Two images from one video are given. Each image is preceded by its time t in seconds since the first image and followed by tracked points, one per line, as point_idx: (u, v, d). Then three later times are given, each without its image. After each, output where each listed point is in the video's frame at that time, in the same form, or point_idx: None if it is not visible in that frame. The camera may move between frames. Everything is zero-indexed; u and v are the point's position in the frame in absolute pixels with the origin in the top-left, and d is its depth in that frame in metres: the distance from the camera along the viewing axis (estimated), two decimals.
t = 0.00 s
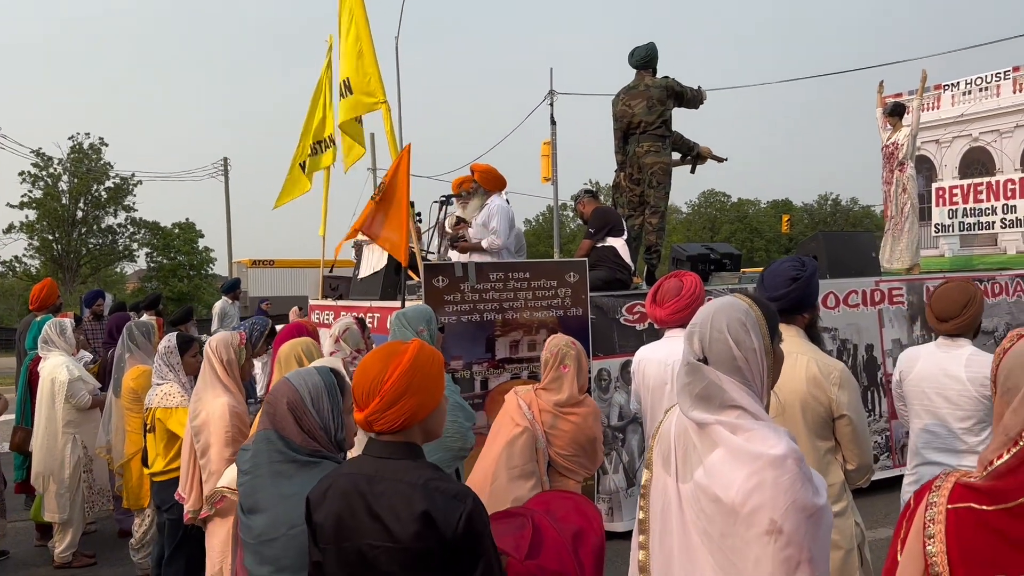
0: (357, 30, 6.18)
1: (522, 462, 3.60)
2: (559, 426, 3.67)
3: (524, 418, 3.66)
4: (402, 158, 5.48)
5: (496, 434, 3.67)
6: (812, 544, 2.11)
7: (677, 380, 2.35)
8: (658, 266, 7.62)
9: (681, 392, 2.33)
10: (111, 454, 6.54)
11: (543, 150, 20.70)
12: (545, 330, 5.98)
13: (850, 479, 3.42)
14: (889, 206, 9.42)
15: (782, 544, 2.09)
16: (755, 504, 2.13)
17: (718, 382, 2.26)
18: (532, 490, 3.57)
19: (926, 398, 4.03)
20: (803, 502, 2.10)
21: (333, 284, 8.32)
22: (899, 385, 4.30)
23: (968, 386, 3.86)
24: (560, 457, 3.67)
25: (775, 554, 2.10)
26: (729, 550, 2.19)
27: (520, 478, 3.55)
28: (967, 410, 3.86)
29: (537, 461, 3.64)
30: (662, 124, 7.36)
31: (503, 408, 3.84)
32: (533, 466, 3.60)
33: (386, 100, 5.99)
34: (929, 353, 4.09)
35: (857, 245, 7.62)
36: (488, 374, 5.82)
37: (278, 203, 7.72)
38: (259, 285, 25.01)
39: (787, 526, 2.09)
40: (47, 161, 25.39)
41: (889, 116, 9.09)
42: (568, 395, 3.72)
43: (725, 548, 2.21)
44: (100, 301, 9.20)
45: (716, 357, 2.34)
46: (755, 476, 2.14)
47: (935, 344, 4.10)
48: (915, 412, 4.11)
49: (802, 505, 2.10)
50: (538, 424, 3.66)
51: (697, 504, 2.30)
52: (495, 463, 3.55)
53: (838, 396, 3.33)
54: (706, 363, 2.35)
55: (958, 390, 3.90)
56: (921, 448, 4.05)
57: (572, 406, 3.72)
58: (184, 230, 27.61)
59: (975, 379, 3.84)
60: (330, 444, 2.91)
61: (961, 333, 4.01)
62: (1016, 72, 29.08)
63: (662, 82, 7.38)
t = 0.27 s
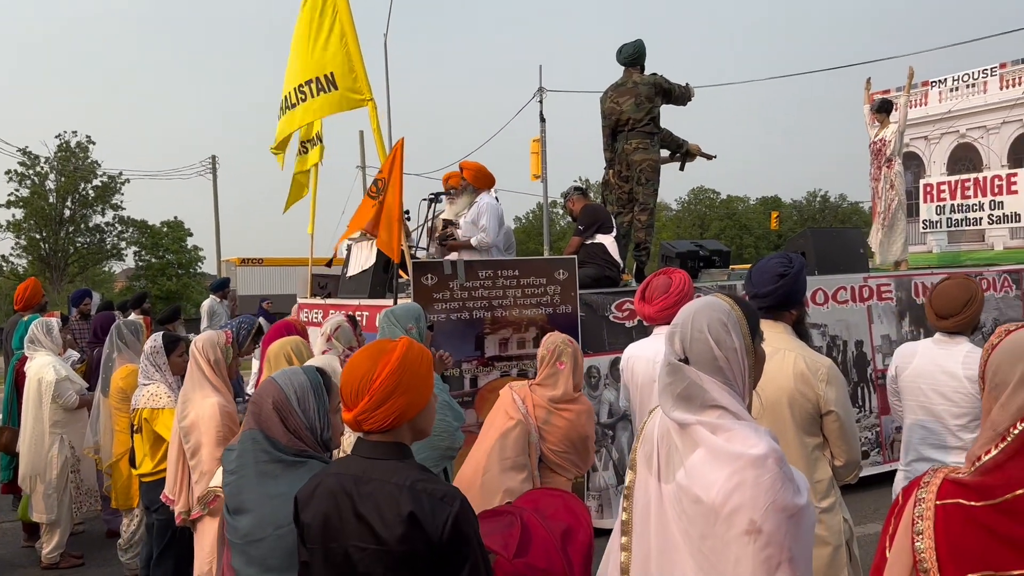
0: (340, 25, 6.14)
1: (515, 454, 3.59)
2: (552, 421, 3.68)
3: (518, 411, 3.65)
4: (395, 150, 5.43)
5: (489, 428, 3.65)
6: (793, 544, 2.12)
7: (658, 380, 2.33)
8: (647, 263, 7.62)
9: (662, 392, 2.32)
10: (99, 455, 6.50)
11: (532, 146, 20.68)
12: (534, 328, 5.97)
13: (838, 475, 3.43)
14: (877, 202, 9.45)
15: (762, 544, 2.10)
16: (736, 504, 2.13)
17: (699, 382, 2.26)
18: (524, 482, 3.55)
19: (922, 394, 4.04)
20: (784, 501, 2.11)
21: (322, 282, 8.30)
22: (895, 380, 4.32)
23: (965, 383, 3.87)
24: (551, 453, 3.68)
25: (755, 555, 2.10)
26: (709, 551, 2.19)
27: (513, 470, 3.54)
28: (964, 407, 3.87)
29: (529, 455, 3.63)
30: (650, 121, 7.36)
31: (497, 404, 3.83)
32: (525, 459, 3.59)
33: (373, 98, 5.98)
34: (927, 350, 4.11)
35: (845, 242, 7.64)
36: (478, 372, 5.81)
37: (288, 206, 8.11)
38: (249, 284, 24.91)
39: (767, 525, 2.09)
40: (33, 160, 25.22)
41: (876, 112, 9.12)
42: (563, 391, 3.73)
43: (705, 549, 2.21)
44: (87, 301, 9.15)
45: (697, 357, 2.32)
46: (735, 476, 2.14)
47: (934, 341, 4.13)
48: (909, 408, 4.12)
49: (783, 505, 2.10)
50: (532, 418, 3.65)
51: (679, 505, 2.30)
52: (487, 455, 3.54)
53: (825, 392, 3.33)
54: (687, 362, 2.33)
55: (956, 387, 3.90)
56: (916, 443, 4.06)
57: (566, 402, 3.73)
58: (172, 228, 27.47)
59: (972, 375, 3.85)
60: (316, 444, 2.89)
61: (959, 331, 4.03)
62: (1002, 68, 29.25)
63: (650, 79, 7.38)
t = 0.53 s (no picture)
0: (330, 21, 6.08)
1: (509, 446, 3.55)
2: (546, 415, 3.67)
3: (512, 404, 3.64)
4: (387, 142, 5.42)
5: (483, 421, 3.63)
6: (784, 543, 2.11)
7: (651, 377, 2.34)
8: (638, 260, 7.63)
9: (656, 389, 2.33)
10: (87, 454, 6.46)
11: (524, 144, 20.67)
12: (525, 325, 5.96)
13: (828, 470, 3.43)
14: (866, 199, 9.48)
15: (753, 542, 2.09)
16: (727, 501, 2.13)
17: (691, 378, 2.26)
18: (518, 472, 3.52)
19: (920, 392, 4.04)
20: (776, 499, 2.10)
21: (312, 280, 8.27)
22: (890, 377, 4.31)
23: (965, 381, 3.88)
24: (544, 447, 3.66)
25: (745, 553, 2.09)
26: (699, 549, 2.19)
27: (507, 460, 3.50)
28: (964, 404, 3.88)
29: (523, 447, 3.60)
30: (640, 118, 7.36)
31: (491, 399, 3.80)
32: (519, 450, 3.55)
33: (365, 94, 5.94)
34: (923, 347, 4.11)
35: (835, 238, 7.66)
36: (469, 370, 5.79)
37: (289, 207, 8.33)
38: (239, 283, 24.82)
39: (758, 523, 2.09)
40: (21, 158, 25.07)
41: (865, 109, 9.15)
42: (557, 386, 3.75)
43: (695, 546, 2.20)
44: (76, 299, 9.10)
45: (689, 354, 2.33)
46: (726, 473, 2.14)
47: (931, 337, 4.13)
48: (906, 405, 4.13)
49: (774, 503, 2.10)
50: (526, 412, 3.64)
51: (670, 503, 2.30)
52: (482, 445, 3.50)
53: (815, 387, 3.33)
54: (679, 360, 2.35)
55: (955, 385, 3.91)
56: (913, 441, 4.07)
57: (560, 398, 3.75)
58: (162, 227, 27.35)
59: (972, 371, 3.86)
60: (301, 442, 2.87)
61: (956, 328, 4.04)
62: (990, 66, 29.40)
63: (640, 76, 7.38)
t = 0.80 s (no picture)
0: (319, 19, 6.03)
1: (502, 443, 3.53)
2: (537, 412, 3.66)
3: (503, 401, 3.62)
4: (375, 140, 5.40)
5: (474, 419, 3.60)
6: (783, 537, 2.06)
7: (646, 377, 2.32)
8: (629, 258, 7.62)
9: (651, 388, 2.30)
10: (75, 454, 6.42)
11: (516, 142, 20.65)
12: (515, 324, 5.95)
13: (816, 467, 3.44)
14: (857, 196, 9.50)
15: (750, 535, 2.05)
16: (723, 495, 2.10)
17: (686, 377, 2.25)
18: (513, 468, 3.50)
19: (912, 390, 4.04)
20: (772, 492, 2.06)
21: (302, 278, 8.25)
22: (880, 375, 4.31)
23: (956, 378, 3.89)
24: (535, 445, 3.64)
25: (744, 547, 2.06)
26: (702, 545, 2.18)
27: (501, 456, 3.48)
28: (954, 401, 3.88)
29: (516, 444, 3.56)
30: (631, 116, 7.36)
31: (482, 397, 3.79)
32: (512, 446, 3.53)
33: (352, 93, 5.90)
34: (913, 344, 4.10)
35: (825, 236, 7.67)
36: (459, 368, 5.78)
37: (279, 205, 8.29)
38: (230, 281, 24.74)
39: (754, 516, 2.05)
40: (11, 156, 24.93)
41: (856, 107, 9.16)
42: (546, 383, 3.74)
43: (699, 542, 2.19)
44: (65, 299, 9.05)
45: (683, 352, 2.33)
46: (721, 468, 2.12)
47: (922, 334, 4.12)
48: (896, 402, 4.13)
49: (769, 496, 2.06)
50: (517, 409, 3.62)
51: (673, 501, 2.29)
52: (475, 441, 3.49)
53: (804, 384, 3.33)
54: (673, 358, 2.35)
55: (946, 382, 3.91)
56: (906, 438, 4.08)
57: (550, 395, 3.74)
58: (153, 226, 27.25)
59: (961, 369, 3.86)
60: (284, 442, 2.86)
61: (946, 325, 4.04)
62: (980, 63, 29.50)
63: (631, 74, 7.37)
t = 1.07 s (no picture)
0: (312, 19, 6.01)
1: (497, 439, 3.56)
2: (530, 408, 3.66)
3: (495, 399, 3.62)
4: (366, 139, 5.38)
5: (469, 416, 3.61)
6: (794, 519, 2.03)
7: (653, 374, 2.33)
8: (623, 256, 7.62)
9: (657, 385, 2.32)
10: (68, 454, 6.40)
11: (510, 140, 20.62)
12: (509, 322, 5.94)
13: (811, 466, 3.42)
14: (850, 194, 9.51)
15: (761, 520, 2.04)
16: (733, 483, 2.10)
17: (693, 373, 2.25)
18: (507, 464, 3.52)
19: (901, 390, 4.04)
20: (781, 476, 2.05)
21: (296, 278, 8.23)
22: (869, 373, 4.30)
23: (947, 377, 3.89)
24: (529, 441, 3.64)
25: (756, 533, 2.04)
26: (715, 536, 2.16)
27: (495, 452, 3.51)
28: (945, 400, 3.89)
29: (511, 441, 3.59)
30: (624, 114, 7.36)
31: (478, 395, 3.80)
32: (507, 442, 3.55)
33: (345, 92, 5.91)
34: (903, 342, 4.10)
35: (819, 234, 7.68)
36: (453, 367, 5.77)
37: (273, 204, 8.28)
38: (225, 281, 24.69)
39: (764, 501, 2.04)
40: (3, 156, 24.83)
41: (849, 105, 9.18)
42: (539, 379, 3.74)
43: (713, 535, 2.17)
44: (57, 299, 9.02)
45: (689, 349, 2.33)
46: (730, 459, 2.11)
47: (912, 333, 4.12)
48: (887, 401, 4.13)
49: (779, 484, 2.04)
50: (511, 404, 3.63)
51: (685, 494, 2.28)
52: (469, 438, 3.52)
53: (797, 382, 3.33)
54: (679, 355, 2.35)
55: (937, 381, 3.91)
56: (895, 437, 4.08)
57: (542, 391, 3.74)
58: (147, 225, 27.18)
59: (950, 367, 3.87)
60: (275, 443, 2.85)
61: (935, 323, 4.04)
62: (973, 61, 29.59)
63: (624, 73, 7.37)
